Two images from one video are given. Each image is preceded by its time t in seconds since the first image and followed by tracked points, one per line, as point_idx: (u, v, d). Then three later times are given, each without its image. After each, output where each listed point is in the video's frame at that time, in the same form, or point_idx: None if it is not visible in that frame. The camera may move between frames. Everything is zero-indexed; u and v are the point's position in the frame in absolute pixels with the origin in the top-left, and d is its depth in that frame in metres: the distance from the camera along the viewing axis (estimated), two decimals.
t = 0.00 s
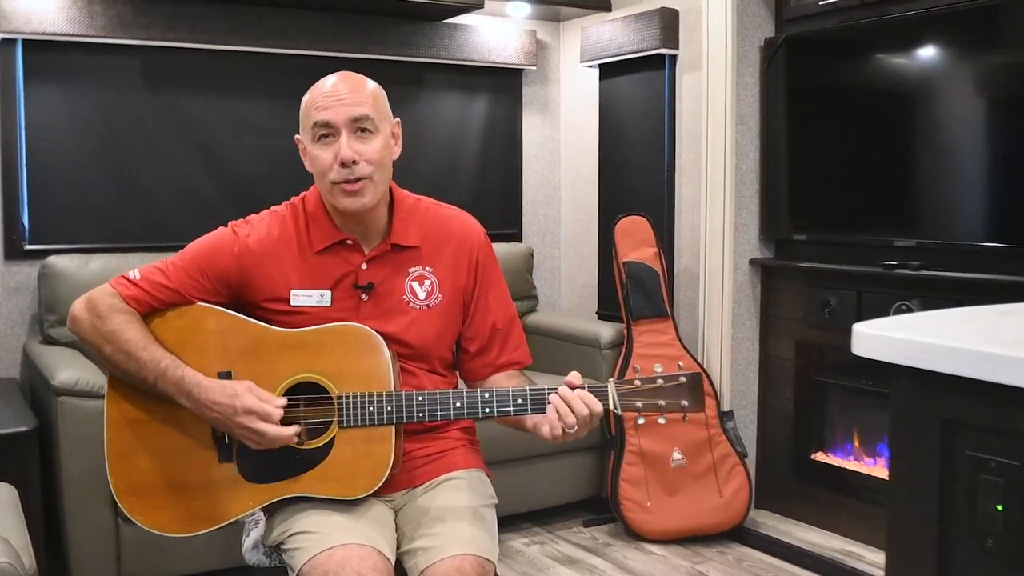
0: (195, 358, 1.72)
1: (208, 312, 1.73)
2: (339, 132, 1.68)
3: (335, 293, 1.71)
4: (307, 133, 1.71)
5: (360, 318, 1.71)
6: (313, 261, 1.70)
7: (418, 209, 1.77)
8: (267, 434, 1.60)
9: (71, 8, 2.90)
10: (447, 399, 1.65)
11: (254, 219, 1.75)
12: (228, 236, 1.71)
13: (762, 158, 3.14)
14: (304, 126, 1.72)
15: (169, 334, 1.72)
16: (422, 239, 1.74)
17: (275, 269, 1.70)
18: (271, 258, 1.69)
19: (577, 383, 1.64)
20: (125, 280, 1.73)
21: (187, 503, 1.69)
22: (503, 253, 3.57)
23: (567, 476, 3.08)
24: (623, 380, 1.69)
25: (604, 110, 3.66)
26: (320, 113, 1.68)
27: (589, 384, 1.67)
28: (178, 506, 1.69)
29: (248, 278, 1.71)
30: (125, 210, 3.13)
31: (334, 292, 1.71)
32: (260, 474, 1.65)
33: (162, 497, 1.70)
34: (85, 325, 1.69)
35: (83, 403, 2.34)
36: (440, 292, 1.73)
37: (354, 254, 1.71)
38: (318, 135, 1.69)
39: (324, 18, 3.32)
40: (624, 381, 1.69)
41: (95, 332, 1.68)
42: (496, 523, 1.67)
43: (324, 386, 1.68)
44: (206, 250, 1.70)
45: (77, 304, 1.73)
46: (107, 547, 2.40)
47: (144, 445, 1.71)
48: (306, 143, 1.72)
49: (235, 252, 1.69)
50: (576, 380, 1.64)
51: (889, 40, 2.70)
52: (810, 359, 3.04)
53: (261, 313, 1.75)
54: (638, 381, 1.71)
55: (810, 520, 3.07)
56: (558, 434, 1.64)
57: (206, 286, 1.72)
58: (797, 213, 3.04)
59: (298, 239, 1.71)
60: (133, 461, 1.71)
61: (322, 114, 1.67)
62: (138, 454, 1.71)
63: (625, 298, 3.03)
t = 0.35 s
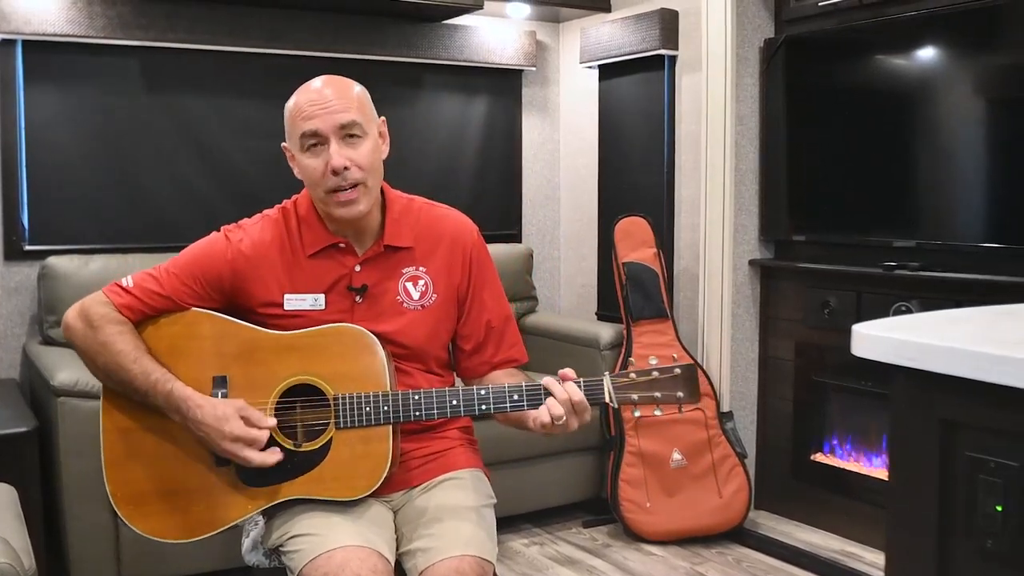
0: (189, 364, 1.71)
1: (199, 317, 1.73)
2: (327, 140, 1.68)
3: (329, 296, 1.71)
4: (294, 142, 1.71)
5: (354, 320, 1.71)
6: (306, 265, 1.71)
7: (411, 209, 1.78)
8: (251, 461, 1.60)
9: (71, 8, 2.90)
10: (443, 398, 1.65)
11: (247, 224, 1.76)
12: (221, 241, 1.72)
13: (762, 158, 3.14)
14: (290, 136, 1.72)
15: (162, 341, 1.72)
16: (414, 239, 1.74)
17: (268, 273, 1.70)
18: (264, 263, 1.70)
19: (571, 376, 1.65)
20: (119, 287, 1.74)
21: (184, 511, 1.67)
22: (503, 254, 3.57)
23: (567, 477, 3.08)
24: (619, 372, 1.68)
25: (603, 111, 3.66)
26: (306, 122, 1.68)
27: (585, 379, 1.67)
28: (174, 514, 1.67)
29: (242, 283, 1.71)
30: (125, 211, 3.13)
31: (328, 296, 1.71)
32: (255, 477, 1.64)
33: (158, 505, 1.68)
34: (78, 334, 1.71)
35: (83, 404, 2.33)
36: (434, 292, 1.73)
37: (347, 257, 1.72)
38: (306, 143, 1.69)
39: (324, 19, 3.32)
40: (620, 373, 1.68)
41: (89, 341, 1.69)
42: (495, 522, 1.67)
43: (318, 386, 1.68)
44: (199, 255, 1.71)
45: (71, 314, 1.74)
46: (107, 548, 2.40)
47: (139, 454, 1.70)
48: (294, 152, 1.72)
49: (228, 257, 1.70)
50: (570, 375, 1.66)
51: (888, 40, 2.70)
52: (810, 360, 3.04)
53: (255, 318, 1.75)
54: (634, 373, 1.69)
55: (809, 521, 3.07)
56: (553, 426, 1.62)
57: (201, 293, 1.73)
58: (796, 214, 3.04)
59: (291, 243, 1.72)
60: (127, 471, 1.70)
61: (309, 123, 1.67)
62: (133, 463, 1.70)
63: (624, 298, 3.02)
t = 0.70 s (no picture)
0: (184, 368, 1.71)
1: (194, 321, 1.72)
2: (313, 142, 1.68)
3: (321, 299, 1.71)
4: (281, 145, 1.71)
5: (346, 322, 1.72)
6: (298, 268, 1.71)
7: (401, 209, 1.77)
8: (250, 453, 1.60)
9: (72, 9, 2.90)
10: (438, 394, 1.64)
11: (237, 228, 1.76)
12: (212, 246, 1.72)
13: (762, 160, 3.14)
14: (276, 140, 1.72)
15: (157, 346, 1.72)
16: (405, 239, 1.74)
17: (259, 276, 1.70)
18: (255, 267, 1.70)
19: (564, 367, 1.63)
20: (110, 294, 1.73)
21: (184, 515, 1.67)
22: (503, 255, 3.58)
23: (566, 478, 3.08)
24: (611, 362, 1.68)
25: (604, 112, 3.66)
26: (292, 125, 1.68)
27: (578, 370, 1.67)
28: (175, 517, 1.67)
29: (233, 287, 1.72)
30: (125, 211, 3.13)
31: (320, 299, 1.72)
32: (255, 480, 1.64)
33: (158, 509, 1.68)
34: (73, 342, 1.70)
35: (83, 404, 2.33)
36: (425, 291, 1.73)
37: (338, 259, 1.72)
38: (292, 146, 1.69)
39: (325, 20, 3.33)
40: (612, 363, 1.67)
41: (84, 349, 1.68)
42: (496, 518, 1.67)
43: (314, 387, 1.68)
44: (190, 261, 1.70)
45: (64, 321, 1.73)
46: (106, 549, 2.40)
47: (138, 459, 1.70)
48: (281, 156, 1.72)
49: (219, 262, 1.70)
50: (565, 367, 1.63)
51: (888, 41, 2.70)
52: (810, 361, 3.04)
53: (249, 322, 1.75)
54: (626, 363, 1.69)
55: (809, 521, 3.07)
56: (546, 418, 1.62)
57: (193, 298, 1.73)
58: (795, 214, 3.04)
59: (282, 246, 1.72)
60: (126, 477, 1.69)
61: (295, 126, 1.67)
62: (133, 468, 1.69)
63: (624, 299, 3.03)
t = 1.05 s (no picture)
0: (180, 372, 1.71)
1: (188, 324, 1.72)
2: (305, 146, 1.68)
3: (316, 300, 1.71)
4: (272, 151, 1.71)
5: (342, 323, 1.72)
6: (292, 269, 1.71)
7: (394, 210, 1.78)
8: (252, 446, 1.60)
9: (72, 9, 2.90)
10: (434, 393, 1.64)
11: (231, 231, 1.77)
12: (206, 249, 1.73)
13: (763, 160, 3.14)
14: (268, 147, 1.72)
15: (153, 350, 1.72)
16: (399, 239, 1.74)
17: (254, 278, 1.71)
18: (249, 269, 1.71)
19: (561, 364, 1.64)
20: (106, 299, 1.74)
21: (180, 520, 1.67)
22: (503, 255, 3.58)
23: (566, 479, 3.08)
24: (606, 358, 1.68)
25: (604, 113, 3.66)
26: (283, 130, 1.68)
27: (574, 366, 1.67)
28: (172, 521, 1.67)
29: (228, 290, 1.72)
30: (126, 211, 3.13)
31: (315, 300, 1.71)
32: (252, 482, 1.65)
33: (154, 515, 1.68)
34: (69, 347, 1.71)
35: (83, 405, 2.33)
36: (420, 291, 1.73)
37: (332, 260, 1.72)
38: (285, 152, 1.70)
39: (325, 20, 3.33)
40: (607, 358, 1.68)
41: (80, 354, 1.69)
42: (497, 518, 1.68)
43: (310, 389, 1.68)
44: (185, 264, 1.71)
45: (60, 327, 1.74)
46: (106, 550, 2.40)
47: (133, 464, 1.69)
48: (273, 162, 1.72)
49: (212, 265, 1.71)
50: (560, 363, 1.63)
51: (887, 42, 2.70)
52: (810, 362, 3.04)
53: (244, 324, 1.75)
54: (621, 358, 1.69)
55: (810, 522, 3.07)
56: (542, 415, 1.62)
57: (187, 301, 1.73)
58: (796, 215, 3.04)
59: (276, 248, 1.72)
60: (123, 482, 1.69)
61: (287, 131, 1.68)
62: (128, 474, 1.69)
63: (625, 300, 3.02)
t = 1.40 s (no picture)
0: (178, 374, 1.71)
1: (184, 327, 1.72)
2: (304, 138, 1.69)
3: (313, 300, 1.72)
4: (271, 144, 1.72)
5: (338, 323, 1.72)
6: (289, 270, 1.71)
7: (391, 209, 1.78)
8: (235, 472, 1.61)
9: (74, 10, 2.90)
10: (430, 393, 1.65)
11: (229, 233, 1.77)
12: (203, 251, 1.73)
13: (764, 161, 3.14)
14: (266, 140, 1.73)
15: (149, 354, 1.72)
16: (396, 238, 1.74)
17: (250, 279, 1.71)
18: (246, 270, 1.71)
19: (556, 363, 1.63)
20: (104, 303, 1.74)
21: (177, 523, 1.67)
22: (504, 256, 3.58)
23: (567, 479, 3.08)
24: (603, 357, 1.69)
25: (606, 114, 3.66)
26: (282, 121, 1.69)
27: (570, 366, 1.66)
28: (168, 524, 1.67)
29: (225, 291, 1.72)
30: (127, 212, 3.13)
31: (312, 301, 1.72)
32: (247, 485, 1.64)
33: (150, 518, 1.68)
34: (67, 352, 1.72)
35: (84, 406, 2.33)
36: (417, 291, 1.73)
37: (329, 260, 1.72)
38: (283, 144, 1.70)
39: (326, 20, 3.33)
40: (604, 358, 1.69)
41: (77, 359, 1.70)
42: (495, 518, 1.68)
43: (306, 390, 1.68)
44: (182, 267, 1.72)
45: (60, 331, 1.75)
46: (107, 550, 2.40)
47: (130, 466, 1.69)
48: (271, 154, 1.73)
49: (209, 267, 1.71)
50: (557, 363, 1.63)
51: (888, 44, 2.70)
52: (811, 362, 3.04)
53: (241, 326, 1.75)
54: (618, 358, 1.70)
55: (810, 523, 3.07)
56: (538, 415, 1.62)
57: (185, 303, 1.74)
58: (796, 215, 3.04)
59: (272, 249, 1.73)
60: (120, 483, 1.69)
61: (286, 122, 1.69)
62: (125, 478, 1.69)
63: (626, 301, 3.02)
